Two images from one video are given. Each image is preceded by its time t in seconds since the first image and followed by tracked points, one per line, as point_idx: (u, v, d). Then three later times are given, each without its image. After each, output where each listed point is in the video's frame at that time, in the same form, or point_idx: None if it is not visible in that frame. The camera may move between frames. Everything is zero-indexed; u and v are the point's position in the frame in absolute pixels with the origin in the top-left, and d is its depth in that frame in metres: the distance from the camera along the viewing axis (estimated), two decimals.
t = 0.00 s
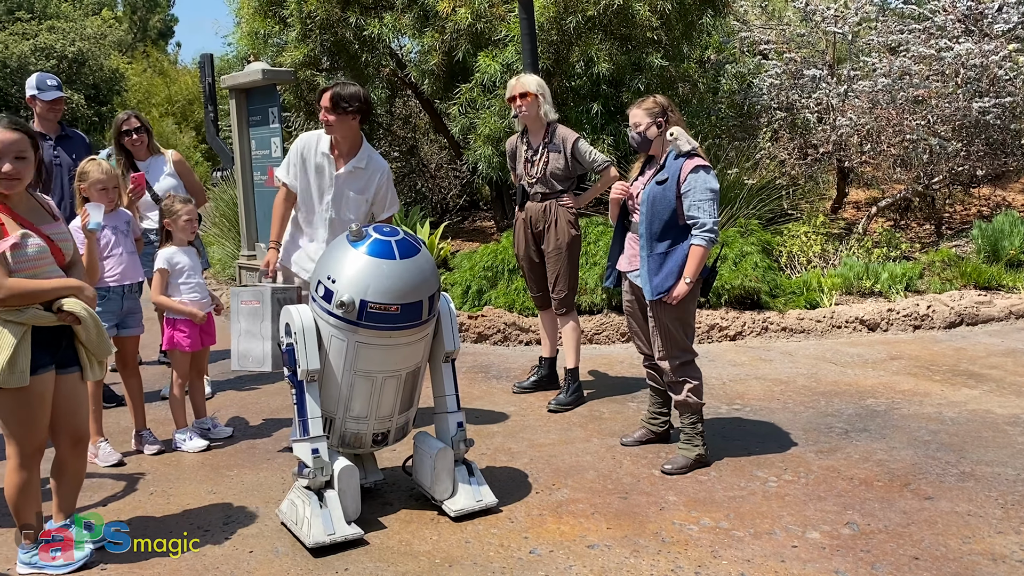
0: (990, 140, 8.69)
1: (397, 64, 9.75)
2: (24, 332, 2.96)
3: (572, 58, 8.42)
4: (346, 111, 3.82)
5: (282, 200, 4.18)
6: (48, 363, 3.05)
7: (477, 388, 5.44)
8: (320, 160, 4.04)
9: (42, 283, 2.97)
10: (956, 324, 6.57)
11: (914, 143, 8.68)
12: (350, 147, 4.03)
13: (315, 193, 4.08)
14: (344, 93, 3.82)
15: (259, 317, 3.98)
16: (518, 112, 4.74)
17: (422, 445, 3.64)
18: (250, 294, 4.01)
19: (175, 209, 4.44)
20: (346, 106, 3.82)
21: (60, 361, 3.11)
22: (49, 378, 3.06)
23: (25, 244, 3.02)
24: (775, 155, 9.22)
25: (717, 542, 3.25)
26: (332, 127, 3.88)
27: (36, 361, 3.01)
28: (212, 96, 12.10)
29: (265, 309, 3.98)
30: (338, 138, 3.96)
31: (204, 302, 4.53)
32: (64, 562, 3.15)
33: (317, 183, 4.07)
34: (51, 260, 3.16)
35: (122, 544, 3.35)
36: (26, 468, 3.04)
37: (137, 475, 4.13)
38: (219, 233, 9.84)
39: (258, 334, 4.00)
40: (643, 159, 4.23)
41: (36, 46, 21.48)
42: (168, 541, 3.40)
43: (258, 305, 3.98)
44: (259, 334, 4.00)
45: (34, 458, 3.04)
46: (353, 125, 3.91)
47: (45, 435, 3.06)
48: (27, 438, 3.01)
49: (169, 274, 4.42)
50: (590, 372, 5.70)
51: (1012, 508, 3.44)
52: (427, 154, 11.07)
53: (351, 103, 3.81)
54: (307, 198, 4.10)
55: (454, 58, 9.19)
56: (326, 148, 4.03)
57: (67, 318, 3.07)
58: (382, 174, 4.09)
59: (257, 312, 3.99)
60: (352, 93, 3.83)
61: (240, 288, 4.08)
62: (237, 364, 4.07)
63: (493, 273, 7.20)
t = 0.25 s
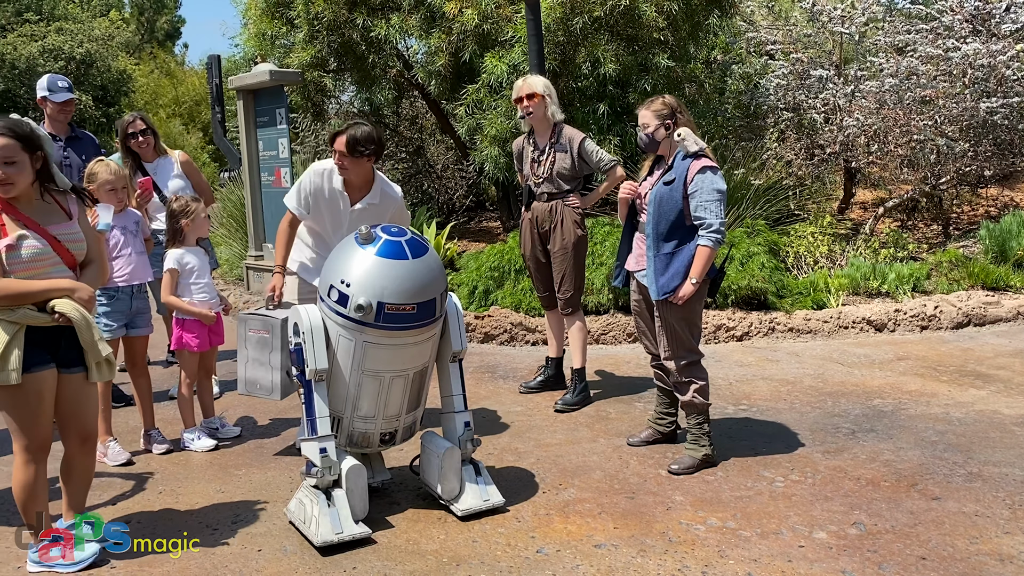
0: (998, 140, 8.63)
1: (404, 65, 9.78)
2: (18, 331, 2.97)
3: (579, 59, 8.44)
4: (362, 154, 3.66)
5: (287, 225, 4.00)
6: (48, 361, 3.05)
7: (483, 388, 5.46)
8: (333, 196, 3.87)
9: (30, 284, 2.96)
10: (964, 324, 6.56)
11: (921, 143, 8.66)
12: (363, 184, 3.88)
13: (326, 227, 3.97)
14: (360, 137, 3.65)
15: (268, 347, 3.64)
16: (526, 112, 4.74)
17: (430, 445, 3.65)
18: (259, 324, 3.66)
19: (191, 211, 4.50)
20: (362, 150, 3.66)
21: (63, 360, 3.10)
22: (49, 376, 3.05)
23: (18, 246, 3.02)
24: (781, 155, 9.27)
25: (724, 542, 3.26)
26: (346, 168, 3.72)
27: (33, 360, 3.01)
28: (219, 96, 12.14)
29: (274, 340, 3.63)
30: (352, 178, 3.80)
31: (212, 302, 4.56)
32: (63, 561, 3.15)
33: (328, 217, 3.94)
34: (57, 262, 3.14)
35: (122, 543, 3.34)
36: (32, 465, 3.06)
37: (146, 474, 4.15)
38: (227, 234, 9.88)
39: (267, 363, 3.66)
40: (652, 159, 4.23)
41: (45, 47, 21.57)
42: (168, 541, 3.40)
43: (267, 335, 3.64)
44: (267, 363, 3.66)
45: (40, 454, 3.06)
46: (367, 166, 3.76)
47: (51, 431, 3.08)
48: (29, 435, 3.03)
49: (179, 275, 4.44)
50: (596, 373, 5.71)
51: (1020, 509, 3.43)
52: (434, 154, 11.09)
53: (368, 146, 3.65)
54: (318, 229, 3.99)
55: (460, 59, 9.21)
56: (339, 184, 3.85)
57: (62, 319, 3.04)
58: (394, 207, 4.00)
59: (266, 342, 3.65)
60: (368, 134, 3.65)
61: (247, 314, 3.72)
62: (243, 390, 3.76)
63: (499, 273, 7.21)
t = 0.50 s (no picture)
0: (1007, 140, 8.60)
1: (410, 65, 9.80)
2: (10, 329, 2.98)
3: (585, 59, 8.44)
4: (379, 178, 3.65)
5: (291, 258, 3.89)
6: (41, 359, 3.03)
7: (490, 388, 5.46)
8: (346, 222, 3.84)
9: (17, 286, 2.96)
10: (971, 324, 6.53)
11: (929, 143, 8.68)
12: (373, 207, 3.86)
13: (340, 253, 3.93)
14: (376, 162, 3.62)
15: (278, 381, 3.73)
16: (534, 112, 4.75)
17: (436, 444, 3.66)
18: (268, 358, 3.73)
19: (201, 210, 4.52)
20: (381, 176, 3.64)
21: (59, 360, 3.08)
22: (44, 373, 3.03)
23: (16, 249, 3.01)
24: (789, 155, 9.23)
25: (731, 542, 3.26)
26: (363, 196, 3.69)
27: (26, 357, 3.01)
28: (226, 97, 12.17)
29: (284, 374, 3.74)
30: (366, 204, 3.77)
31: (220, 301, 4.57)
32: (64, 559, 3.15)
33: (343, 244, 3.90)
34: (60, 264, 3.10)
35: (122, 543, 3.34)
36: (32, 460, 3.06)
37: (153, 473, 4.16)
38: (233, 234, 9.90)
39: (277, 399, 3.75)
40: (660, 159, 4.23)
41: (52, 48, 21.63)
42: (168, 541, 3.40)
43: (278, 369, 3.73)
44: (278, 400, 3.75)
45: (40, 452, 3.07)
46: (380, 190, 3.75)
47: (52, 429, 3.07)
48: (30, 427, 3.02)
49: (188, 273, 4.45)
50: (602, 373, 5.71)
51: None
52: (440, 154, 11.11)
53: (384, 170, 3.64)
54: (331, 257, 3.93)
55: (467, 59, 9.21)
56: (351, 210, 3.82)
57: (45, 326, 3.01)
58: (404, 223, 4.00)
59: (275, 377, 3.73)
60: (382, 159, 3.64)
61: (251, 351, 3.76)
62: (250, 430, 3.77)
63: (505, 273, 7.21)
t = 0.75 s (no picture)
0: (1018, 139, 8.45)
1: (418, 64, 9.81)
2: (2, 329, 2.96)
3: (593, 58, 8.43)
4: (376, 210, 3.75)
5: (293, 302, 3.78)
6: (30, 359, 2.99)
7: (498, 387, 5.46)
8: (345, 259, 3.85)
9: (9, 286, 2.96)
10: (981, 324, 6.50)
11: (938, 142, 8.58)
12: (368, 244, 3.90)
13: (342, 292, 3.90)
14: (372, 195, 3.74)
15: (301, 416, 3.63)
16: (545, 112, 4.74)
17: (444, 443, 3.66)
18: (288, 394, 3.56)
19: (207, 210, 4.52)
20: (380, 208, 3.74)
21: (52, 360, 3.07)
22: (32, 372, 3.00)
23: (13, 247, 3.01)
24: (797, 153, 9.27)
25: (740, 541, 3.25)
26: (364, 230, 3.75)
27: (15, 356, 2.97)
28: (234, 96, 12.20)
29: (306, 407, 3.62)
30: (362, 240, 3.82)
31: (229, 299, 4.59)
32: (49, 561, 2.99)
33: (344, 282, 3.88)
34: (58, 263, 3.10)
35: (122, 543, 3.35)
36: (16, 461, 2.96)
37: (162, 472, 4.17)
38: (242, 233, 9.92)
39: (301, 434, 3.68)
40: (671, 158, 4.23)
41: (61, 48, 21.70)
42: (168, 541, 3.40)
43: (299, 404, 3.61)
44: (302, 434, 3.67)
45: (24, 453, 2.97)
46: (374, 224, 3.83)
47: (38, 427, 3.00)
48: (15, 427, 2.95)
49: (197, 272, 4.47)
50: (610, 372, 5.70)
51: None
52: (447, 154, 11.12)
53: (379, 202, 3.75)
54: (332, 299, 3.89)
55: (474, 58, 9.21)
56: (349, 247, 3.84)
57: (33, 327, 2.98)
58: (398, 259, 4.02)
59: (297, 412, 3.62)
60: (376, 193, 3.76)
61: (268, 386, 3.59)
62: (276, 469, 3.72)
63: (513, 272, 7.22)
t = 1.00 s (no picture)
0: None
1: (424, 63, 9.81)
2: None
3: (600, 57, 8.43)
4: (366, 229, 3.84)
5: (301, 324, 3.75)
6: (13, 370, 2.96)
7: (505, 386, 5.46)
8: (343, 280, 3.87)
9: None
10: (990, 323, 6.48)
11: (947, 140, 8.56)
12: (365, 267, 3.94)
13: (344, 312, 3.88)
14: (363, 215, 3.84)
15: (315, 419, 3.48)
16: (554, 112, 4.74)
17: (452, 442, 3.66)
18: (301, 395, 3.45)
19: (209, 209, 4.51)
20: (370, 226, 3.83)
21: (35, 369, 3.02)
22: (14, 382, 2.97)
23: None
24: (804, 152, 9.25)
25: (748, 541, 3.24)
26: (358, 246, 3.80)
27: None
28: (241, 95, 12.22)
29: (319, 410, 3.48)
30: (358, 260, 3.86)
31: (238, 299, 4.59)
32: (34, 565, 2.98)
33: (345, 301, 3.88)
34: (38, 268, 3.07)
35: (122, 543, 3.33)
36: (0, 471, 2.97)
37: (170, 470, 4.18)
38: (249, 233, 9.94)
39: (314, 436, 3.49)
40: (680, 156, 4.22)
41: (69, 47, 21.77)
42: (168, 541, 3.39)
43: (313, 407, 3.47)
44: (315, 437, 3.49)
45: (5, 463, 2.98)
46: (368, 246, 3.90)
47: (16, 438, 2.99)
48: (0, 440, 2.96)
49: (205, 272, 4.48)
50: (617, 371, 5.69)
51: None
52: (454, 152, 11.13)
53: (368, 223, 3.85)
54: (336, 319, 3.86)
55: (481, 57, 9.21)
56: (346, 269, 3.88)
57: (14, 332, 2.92)
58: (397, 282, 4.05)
59: (310, 414, 3.47)
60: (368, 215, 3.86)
61: (280, 388, 3.45)
62: (285, 471, 3.48)
63: (520, 271, 7.22)
